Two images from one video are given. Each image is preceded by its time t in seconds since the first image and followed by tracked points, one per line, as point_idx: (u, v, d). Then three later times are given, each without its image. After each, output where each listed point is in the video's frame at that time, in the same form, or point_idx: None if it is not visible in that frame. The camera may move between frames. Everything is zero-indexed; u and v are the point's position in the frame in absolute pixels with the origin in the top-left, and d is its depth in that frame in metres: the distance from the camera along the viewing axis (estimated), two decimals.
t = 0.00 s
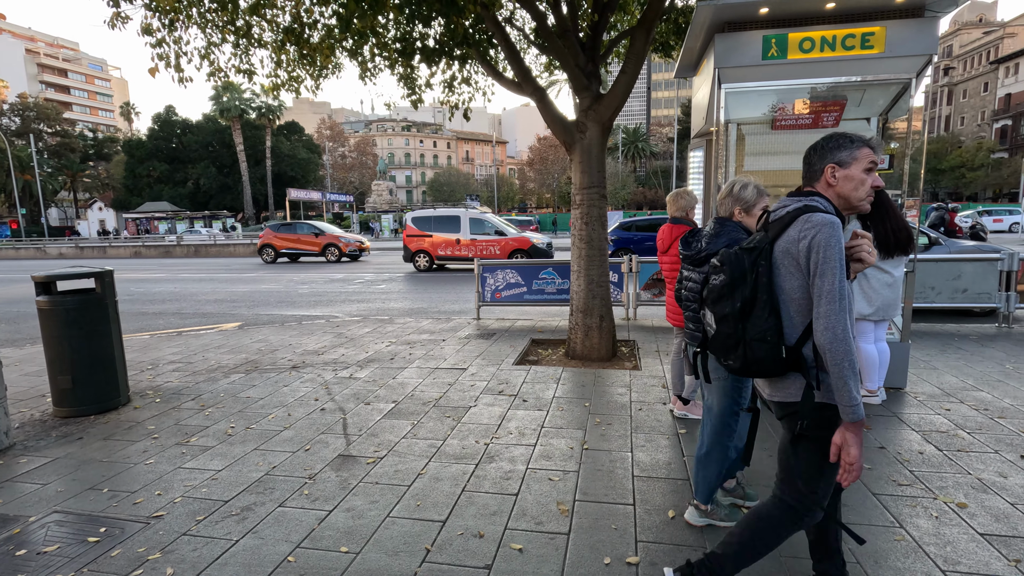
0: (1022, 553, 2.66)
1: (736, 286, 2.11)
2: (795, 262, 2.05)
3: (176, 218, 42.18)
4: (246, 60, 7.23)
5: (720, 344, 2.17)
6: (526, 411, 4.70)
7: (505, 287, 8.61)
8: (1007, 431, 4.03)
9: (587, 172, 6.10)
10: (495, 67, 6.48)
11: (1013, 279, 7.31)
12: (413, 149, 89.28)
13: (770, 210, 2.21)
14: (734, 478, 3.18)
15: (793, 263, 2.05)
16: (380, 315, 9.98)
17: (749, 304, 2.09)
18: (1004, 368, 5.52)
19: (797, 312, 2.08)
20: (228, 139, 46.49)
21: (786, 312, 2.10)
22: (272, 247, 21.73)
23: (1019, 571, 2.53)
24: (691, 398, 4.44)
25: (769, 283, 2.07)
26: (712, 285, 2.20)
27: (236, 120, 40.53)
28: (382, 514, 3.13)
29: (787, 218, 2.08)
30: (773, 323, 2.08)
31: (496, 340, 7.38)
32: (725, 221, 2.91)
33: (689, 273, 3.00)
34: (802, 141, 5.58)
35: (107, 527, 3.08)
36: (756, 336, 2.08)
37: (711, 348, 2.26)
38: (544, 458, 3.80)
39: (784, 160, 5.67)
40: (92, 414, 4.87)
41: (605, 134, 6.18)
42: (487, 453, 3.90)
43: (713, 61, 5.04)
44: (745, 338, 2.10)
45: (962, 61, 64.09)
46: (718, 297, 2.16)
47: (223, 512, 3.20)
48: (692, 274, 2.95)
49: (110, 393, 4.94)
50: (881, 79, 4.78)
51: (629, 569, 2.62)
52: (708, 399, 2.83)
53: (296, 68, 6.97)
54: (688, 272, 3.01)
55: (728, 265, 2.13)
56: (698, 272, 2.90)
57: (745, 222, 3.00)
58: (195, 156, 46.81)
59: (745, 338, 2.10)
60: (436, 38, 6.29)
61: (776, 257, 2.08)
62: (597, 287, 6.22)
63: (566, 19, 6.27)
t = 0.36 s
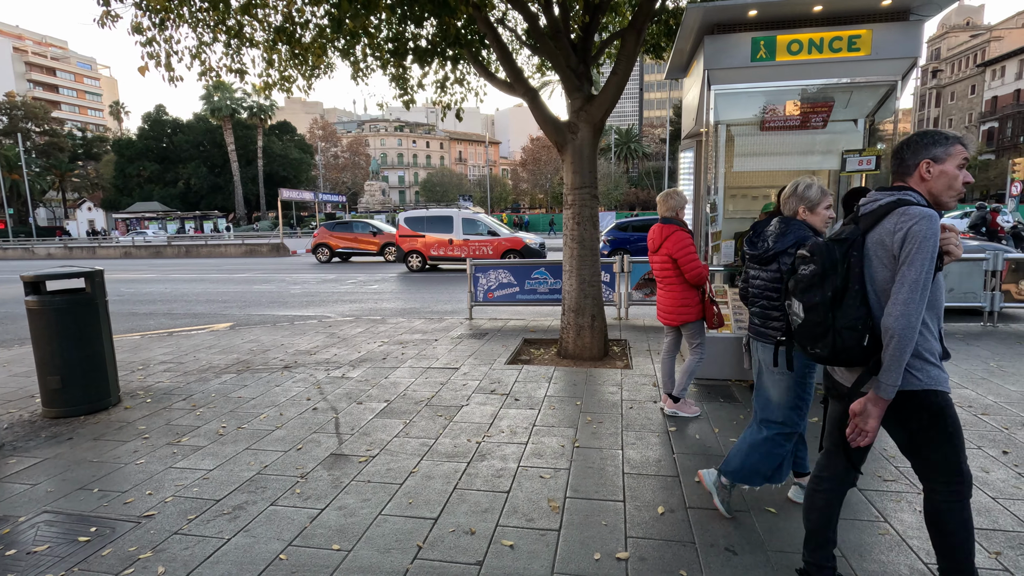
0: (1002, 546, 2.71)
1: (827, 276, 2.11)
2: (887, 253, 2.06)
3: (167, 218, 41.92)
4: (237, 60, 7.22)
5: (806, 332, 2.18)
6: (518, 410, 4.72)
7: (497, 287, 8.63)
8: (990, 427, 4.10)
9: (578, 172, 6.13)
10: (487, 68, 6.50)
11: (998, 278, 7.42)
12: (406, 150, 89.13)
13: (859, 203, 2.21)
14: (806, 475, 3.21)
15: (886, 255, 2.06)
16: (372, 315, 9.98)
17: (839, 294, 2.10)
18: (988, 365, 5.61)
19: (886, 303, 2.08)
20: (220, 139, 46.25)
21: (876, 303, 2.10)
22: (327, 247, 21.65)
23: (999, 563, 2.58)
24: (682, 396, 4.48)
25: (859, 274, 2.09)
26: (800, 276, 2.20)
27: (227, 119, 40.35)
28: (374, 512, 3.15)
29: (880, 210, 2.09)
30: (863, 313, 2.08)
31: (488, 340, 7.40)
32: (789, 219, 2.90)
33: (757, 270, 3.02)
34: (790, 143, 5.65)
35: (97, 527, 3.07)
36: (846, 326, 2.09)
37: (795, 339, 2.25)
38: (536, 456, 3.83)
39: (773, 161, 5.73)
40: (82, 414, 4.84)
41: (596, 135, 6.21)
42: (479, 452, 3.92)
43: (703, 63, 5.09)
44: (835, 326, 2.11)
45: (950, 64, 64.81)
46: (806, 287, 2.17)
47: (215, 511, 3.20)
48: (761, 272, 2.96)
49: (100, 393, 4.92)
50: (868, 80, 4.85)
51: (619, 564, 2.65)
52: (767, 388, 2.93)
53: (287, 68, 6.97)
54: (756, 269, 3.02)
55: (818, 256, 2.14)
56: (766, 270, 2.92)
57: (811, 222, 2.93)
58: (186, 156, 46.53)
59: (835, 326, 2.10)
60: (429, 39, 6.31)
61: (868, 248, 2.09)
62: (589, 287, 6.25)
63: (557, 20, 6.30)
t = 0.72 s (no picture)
0: (990, 542, 2.75)
1: (955, 278, 2.16)
2: (1018, 256, 2.12)
3: (159, 218, 41.70)
4: (230, 60, 7.21)
5: (931, 335, 2.23)
6: (512, 410, 4.74)
7: (492, 287, 8.65)
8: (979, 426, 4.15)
9: (572, 172, 6.15)
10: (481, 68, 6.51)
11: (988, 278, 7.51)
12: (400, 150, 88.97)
13: (974, 203, 2.27)
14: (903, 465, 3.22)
15: (1016, 257, 2.12)
16: (367, 316, 9.98)
17: (968, 297, 2.15)
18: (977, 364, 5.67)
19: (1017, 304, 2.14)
20: (213, 139, 46.05)
21: (1004, 304, 2.16)
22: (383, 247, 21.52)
23: (986, 559, 2.62)
24: (676, 395, 4.51)
25: (987, 278, 2.14)
26: (922, 278, 2.25)
27: (220, 119, 40.21)
28: (368, 512, 3.15)
29: (1010, 213, 2.15)
30: (994, 315, 2.14)
31: (483, 340, 7.41)
32: (848, 217, 2.97)
33: (816, 266, 3.05)
34: (782, 144, 5.67)
35: (90, 530, 3.06)
36: (976, 329, 2.14)
37: (914, 341, 2.31)
38: (530, 456, 3.84)
39: (764, 162, 5.76)
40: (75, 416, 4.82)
41: (590, 136, 6.24)
42: (474, 452, 3.93)
43: (696, 64, 5.13)
44: (962, 329, 2.17)
45: (941, 65, 65.29)
46: (932, 290, 2.22)
47: (210, 512, 3.20)
48: (821, 270, 3.01)
49: (93, 395, 4.90)
50: (860, 81, 4.90)
51: (613, 563, 2.67)
52: (850, 382, 3.00)
53: (280, 68, 6.96)
54: (814, 266, 3.06)
55: (944, 260, 2.18)
56: (828, 267, 2.97)
57: (875, 222, 2.93)
58: (178, 156, 46.29)
59: (962, 330, 2.16)
60: (423, 39, 6.32)
61: (996, 250, 2.15)
62: (583, 287, 6.27)
63: (551, 21, 6.32)
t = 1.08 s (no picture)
0: (980, 539, 2.77)
1: None
2: None
3: (153, 218, 41.48)
4: (223, 59, 7.17)
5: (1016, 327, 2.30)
6: (507, 409, 4.73)
7: (487, 286, 8.64)
8: (971, 424, 4.17)
9: (567, 172, 6.15)
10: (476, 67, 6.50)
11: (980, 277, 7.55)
12: (395, 149, 88.75)
13: None
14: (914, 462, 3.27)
15: None
16: (361, 315, 9.95)
17: None
18: (969, 362, 5.71)
19: None
20: (207, 138, 45.85)
21: None
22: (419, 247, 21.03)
23: (977, 556, 2.64)
24: (672, 391, 4.53)
25: None
26: (1009, 270, 2.31)
27: (214, 118, 40.04)
28: (362, 513, 3.15)
29: None
30: None
31: (478, 339, 7.40)
32: (921, 214, 3.07)
33: (890, 260, 3.14)
34: (776, 143, 5.68)
35: (81, 531, 3.04)
36: None
37: (998, 332, 2.39)
38: (524, 455, 3.84)
39: (758, 162, 5.77)
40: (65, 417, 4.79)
41: (585, 135, 6.24)
42: (468, 451, 3.92)
43: (690, 63, 5.13)
44: None
45: (935, 65, 65.58)
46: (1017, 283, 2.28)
47: (201, 513, 3.18)
48: (896, 264, 3.10)
49: (84, 395, 4.87)
50: (854, 81, 4.92)
51: (606, 562, 2.67)
52: (914, 372, 3.09)
53: (274, 66, 6.93)
54: (888, 260, 3.15)
55: None
56: (905, 261, 3.05)
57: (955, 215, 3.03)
58: (172, 155, 46.03)
59: None
60: (416, 38, 6.30)
61: None
62: (578, 286, 6.27)
63: (545, 20, 6.31)
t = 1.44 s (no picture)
0: (973, 538, 2.79)
1: None
2: None
3: (148, 217, 41.33)
4: (217, 57, 7.13)
5: None
6: (502, 409, 4.74)
7: (483, 285, 8.63)
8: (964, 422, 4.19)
9: (562, 171, 6.15)
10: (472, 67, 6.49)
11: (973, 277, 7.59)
12: (391, 148, 88.59)
13: None
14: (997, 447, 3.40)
15: None
16: (357, 315, 9.93)
17: None
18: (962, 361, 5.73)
19: None
20: (202, 137, 45.66)
21: None
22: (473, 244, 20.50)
23: (969, 555, 2.65)
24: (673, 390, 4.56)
25: None
26: None
27: (209, 117, 39.92)
28: (357, 513, 3.14)
29: None
30: None
31: (474, 339, 7.40)
32: (978, 218, 3.09)
33: (947, 263, 3.15)
34: (770, 143, 5.70)
35: (74, 533, 3.03)
36: None
37: None
38: (520, 455, 3.84)
39: (753, 161, 5.78)
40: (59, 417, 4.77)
41: (581, 135, 6.23)
42: (463, 451, 3.92)
43: (685, 63, 5.13)
44: None
45: (929, 65, 65.83)
46: None
47: (195, 514, 3.17)
48: (956, 268, 3.10)
49: (78, 396, 4.85)
50: (849, 81, 4.93)
51: (601, 562, 2.67)
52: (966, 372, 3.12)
53: (269, 65, 6.90)
54: (946, 264, 3.15)
55: None
56: (964, 265, 3.06)
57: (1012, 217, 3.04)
58: (167, 154, 45.83)
59: None
60: (412, 37, 6.28)
61: None
62: (574, 286, 6.27)
63: (541, 20, 6.29)
